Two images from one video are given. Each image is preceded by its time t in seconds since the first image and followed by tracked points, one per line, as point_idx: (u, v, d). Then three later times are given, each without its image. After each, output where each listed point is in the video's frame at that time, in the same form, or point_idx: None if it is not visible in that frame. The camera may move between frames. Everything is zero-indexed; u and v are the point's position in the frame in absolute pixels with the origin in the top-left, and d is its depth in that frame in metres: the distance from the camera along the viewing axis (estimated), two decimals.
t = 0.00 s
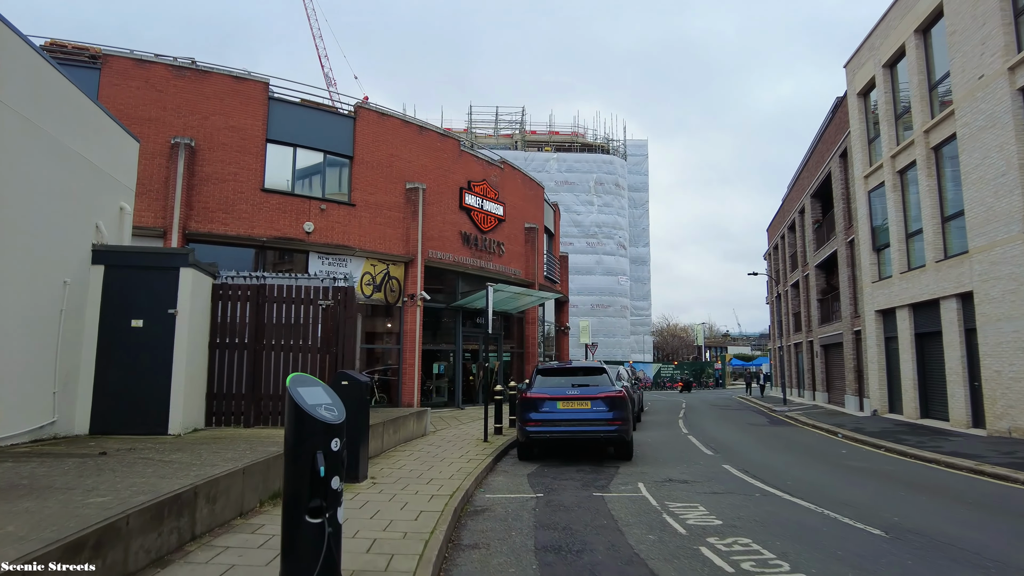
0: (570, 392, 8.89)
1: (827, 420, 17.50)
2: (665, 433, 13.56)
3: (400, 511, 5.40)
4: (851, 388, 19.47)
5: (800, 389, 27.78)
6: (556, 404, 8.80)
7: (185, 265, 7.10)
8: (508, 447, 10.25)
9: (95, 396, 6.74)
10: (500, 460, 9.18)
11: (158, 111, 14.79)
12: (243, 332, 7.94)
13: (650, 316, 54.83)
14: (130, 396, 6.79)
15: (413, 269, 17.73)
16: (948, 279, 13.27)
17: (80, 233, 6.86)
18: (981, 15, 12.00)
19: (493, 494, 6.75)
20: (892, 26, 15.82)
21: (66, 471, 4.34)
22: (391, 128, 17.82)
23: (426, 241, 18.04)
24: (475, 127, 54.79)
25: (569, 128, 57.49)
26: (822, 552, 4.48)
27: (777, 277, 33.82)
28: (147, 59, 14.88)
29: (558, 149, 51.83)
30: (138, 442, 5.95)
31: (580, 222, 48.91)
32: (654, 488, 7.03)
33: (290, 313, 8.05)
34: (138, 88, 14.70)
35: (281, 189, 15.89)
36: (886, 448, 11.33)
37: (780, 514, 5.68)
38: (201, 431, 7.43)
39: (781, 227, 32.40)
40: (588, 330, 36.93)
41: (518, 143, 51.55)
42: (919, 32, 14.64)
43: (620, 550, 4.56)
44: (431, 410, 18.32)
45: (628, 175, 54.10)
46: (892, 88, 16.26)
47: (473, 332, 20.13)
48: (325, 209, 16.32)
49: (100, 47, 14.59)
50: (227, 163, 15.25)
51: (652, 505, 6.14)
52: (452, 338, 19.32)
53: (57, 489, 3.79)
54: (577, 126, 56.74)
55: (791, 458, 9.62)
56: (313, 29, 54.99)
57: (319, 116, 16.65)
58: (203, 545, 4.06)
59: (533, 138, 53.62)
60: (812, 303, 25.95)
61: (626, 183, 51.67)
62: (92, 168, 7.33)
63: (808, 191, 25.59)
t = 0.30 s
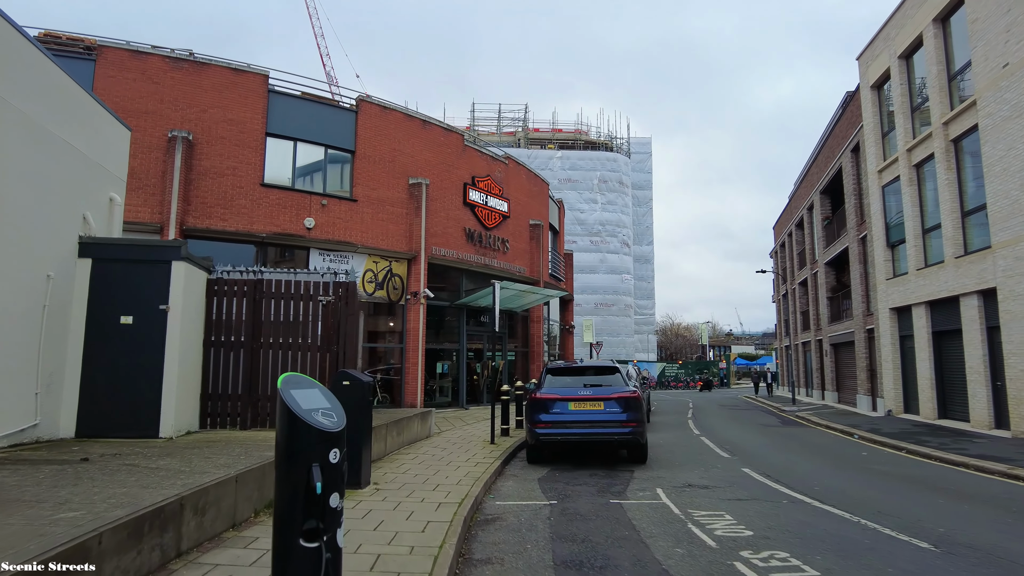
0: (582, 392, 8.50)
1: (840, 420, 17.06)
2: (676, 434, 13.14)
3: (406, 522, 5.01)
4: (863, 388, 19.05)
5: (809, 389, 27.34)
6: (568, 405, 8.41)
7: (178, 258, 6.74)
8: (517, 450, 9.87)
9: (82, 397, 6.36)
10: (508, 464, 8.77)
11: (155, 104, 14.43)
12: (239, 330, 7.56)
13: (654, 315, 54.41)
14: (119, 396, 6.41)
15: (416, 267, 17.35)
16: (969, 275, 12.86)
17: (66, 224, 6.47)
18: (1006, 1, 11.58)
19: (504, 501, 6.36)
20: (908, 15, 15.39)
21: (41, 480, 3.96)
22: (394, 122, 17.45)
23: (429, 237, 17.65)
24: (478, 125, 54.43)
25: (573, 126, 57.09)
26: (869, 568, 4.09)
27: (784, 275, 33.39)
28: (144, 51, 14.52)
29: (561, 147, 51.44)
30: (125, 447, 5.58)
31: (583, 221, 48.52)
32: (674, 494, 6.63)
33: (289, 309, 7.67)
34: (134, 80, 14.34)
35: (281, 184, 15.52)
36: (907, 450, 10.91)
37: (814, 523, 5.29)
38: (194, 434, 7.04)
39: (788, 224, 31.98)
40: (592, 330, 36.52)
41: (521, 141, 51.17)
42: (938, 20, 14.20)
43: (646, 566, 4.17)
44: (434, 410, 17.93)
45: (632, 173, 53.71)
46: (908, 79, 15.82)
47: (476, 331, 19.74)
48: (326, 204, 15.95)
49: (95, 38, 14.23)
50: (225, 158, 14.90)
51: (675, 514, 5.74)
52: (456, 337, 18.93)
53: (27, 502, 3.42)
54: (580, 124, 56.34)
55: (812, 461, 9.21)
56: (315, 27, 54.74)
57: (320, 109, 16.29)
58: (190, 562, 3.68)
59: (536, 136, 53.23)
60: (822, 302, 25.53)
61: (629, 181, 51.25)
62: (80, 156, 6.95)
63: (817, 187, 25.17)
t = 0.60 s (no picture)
0: (591, 395, 8.13)
1: (850, 422, 16.67)
2: (684, 437, 12.77)
3: (407, 537, 4.63)
4: (872, 389, 18.67)
5: (815, 390, 26.95)
6: (576, 408, 8.04)
7: (165, 253, 6.39)
8: (521, 454, 9.49)
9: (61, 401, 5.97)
10: (513, 470, 8.39)
11: (148, 98, 14.06)
12: (231, 329, 7.18)
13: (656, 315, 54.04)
14: (101, 400, 6.03)
15: (416, 265, 16.98)
16: (987, 274, 12.49)
17: (45, 217, 6.07)
18: None
19: (510, 511, 5.99)
20: (921, 7, 14.99)
21: (3, 496, 3.58)
22: (393, 118, 17.08)
23: (430, 235, 17.28)
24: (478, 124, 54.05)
25: (574, 125, 56.72)
26: None
27: (789, 274, 33.02)
28: (138, 43, 14.15)
29: (563, 146, 51.07)
30: (106, 455, 5.20)
31: (584, 220, 48.13)
32: (691, 504, 6.26)
33: (283, 308, 7.29)
34: (126, 73, 13.98)
35: (277, 180, 15.15)
36: (925, 455, 10.52)
37: (847, 538, 4.91)
38: (182, 440, 6.65)
39: (793, 223, 31.63)
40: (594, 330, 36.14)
41: (522, 140, 50.77)
42: (953, 12, 13.81)
43: None
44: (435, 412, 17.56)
45: (634, 172, 53.34)
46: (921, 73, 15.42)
47: (478, 331, 19.36)
48: (325, 201, 15.58)
49: (87, 30, 13.86)
50: (221, 153, 14.53)
51: (695, 526, 5.37)
52: (457, 337, 18.55)
53: None
54: (581, 123, 55.98)
55: (830, 467, 8.83)
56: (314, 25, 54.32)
57: (319, 104, 15.92)
58: None
59: (537, 135, 52.89)
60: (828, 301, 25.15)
61: (631, 180, 50.90)
62: (62, 147, 6.56)
63: (823, 185, 24.79)
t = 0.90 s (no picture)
0: (598, 395, 7.74)
1: (860, 422, 16.28)
2: (691, 438, 12.39)
3: (404, 552, 4.25)
4: (881, 388, 18.30)
5: (820, 390, 26.56)
6: (583, 409, 7.65)
7: (147, 245, 5.99)
8: (525, 457, 9.11)
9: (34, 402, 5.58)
10: (517, 474, 8.00)
11: (139, 90, 13.66)
12: (218, 326, 6.81)
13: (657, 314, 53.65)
14: (77, 401, 5.64)
15: (415, 262, 16.59)
16: (1003, 269, 12.12)
17: (18, 206, 5.67)
18: None
19: (516, 520, 5.61)
20: None
21: None
22: (391, 111, 16.70)
23: (429, 232, 16.89)
24: (478, 122, 53.63)
25: (574, 124, 56.34)
26: None
27: (792, 273, 32.66)
28: (128, 34, 13.75)
29: (563, 144, 50.68)
30: (78, 460, 4.81)
31: (585, 219, 47.73)
32: (708, 512, 5.87)
33: (273, 303, 6.89)
34: (116, 65, 13.58)
35: (272, 175, 14.77)
36: (942, 456, 10.14)
37: (883, 551, 4.53)
38: (165, 444, 6.25)
39: (797, 221, 31.27)
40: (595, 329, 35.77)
41: (522, 138, 50.38)
42: None
43: None
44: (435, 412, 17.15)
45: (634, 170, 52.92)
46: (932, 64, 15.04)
47: (478, 329, 18.98)
48: (321, 196, 15.19)
49: (75, 20, 13.46)
50: (214, 147, 14.15)
51: (714, 537, 4.99)
52: (457, 336, 18.16)
53: None
54: (582, 121, 55.59)
55: (848, 470, 8.45)
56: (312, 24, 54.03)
57: (315, 97, 15.55)
58: None
59: (537, 133, 52.49)
60: (833, 299, 24.77)
61: (632, 178, 50.52)
62: (39, 131, 6.16)
63: (828, 181, 24.42)
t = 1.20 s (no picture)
0: (610, 396, 7.36)
1: (870, 423, 15.91)
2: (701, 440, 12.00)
3: (406, 569, 3.86)
4: (891, 388, 17.93)
5: (826, 390, 26.17)
6: (593, 411, 7.27)
7: (131, 236, 5.61)
8: (531, 460, 8.74)
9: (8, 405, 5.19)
10: (523, 479, 7.61)
11: (131, 82, 13.28)
12: (209, 323, 6.44)
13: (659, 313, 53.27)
14: (54, 404, 5.27)
15: (416, 259, 16.20)
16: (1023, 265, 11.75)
17: None
18: None
19: (526, 530, 5.24)
20: None
21: None
22: (391, 105, 16.32)
23: (430, 228, 16.51)
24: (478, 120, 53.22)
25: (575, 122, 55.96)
26: None
27: (797, 271, 32.28)
28: (120, 24, 13.37)
29: (564, 142, 50.29)
30: (51, 468, 4.42)
31: (586, 217, 47.35)
32: (731, 521, 5.49)
33: (265, 299, 6.51)
34: (108, 56, 13.19)
35: (269, 169, 14.38)
36: (963, 459, 9.75)
37: (931, 567, 4.14)
38: (151, 449, 5.88)
39: (802, 218, 30.90)
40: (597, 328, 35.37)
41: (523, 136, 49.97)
42: None
43: None
44: (436, 413, 16.77)
45: (636, 168, 52.55)
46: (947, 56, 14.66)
47: (480, 328, 18.59)
48: (319, 191, 14.80)
49: (65, 10, 13.07)
50: (209, 140, 13.77)
51: (742, 549, 4.61)
52: (459, 335, 17.78)
53: None
54: (583, 120, 55.21)
55: (870, 474, 8.07)
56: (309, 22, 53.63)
57: (314, 90, 15.19)
58: None
59: (538, 131, 52.13)
60: (840, 298, 24.38)
61: (634, 176, 50.14)
62: (16, 115, 5.77)
63: (835, 178, 24.05)
